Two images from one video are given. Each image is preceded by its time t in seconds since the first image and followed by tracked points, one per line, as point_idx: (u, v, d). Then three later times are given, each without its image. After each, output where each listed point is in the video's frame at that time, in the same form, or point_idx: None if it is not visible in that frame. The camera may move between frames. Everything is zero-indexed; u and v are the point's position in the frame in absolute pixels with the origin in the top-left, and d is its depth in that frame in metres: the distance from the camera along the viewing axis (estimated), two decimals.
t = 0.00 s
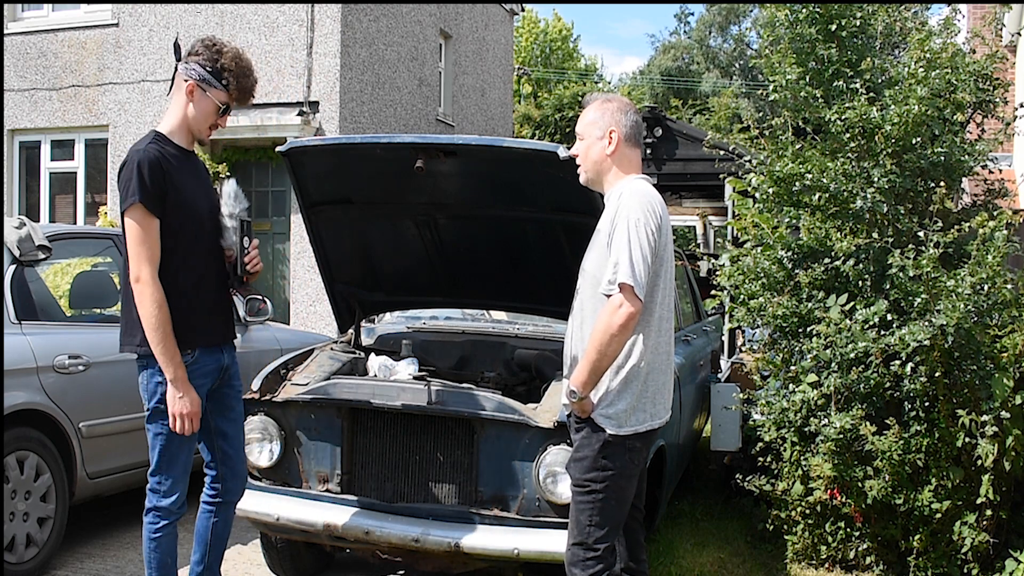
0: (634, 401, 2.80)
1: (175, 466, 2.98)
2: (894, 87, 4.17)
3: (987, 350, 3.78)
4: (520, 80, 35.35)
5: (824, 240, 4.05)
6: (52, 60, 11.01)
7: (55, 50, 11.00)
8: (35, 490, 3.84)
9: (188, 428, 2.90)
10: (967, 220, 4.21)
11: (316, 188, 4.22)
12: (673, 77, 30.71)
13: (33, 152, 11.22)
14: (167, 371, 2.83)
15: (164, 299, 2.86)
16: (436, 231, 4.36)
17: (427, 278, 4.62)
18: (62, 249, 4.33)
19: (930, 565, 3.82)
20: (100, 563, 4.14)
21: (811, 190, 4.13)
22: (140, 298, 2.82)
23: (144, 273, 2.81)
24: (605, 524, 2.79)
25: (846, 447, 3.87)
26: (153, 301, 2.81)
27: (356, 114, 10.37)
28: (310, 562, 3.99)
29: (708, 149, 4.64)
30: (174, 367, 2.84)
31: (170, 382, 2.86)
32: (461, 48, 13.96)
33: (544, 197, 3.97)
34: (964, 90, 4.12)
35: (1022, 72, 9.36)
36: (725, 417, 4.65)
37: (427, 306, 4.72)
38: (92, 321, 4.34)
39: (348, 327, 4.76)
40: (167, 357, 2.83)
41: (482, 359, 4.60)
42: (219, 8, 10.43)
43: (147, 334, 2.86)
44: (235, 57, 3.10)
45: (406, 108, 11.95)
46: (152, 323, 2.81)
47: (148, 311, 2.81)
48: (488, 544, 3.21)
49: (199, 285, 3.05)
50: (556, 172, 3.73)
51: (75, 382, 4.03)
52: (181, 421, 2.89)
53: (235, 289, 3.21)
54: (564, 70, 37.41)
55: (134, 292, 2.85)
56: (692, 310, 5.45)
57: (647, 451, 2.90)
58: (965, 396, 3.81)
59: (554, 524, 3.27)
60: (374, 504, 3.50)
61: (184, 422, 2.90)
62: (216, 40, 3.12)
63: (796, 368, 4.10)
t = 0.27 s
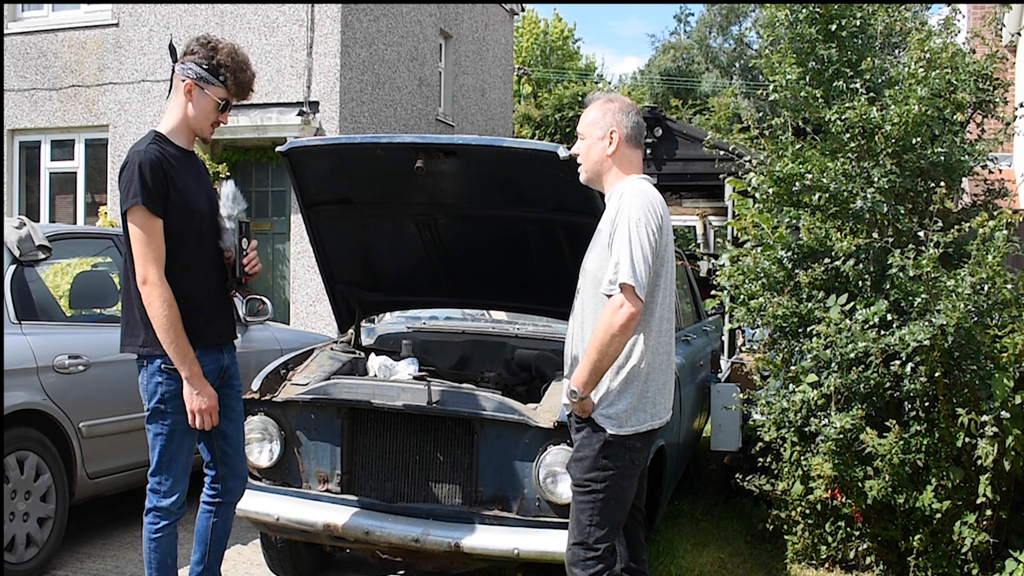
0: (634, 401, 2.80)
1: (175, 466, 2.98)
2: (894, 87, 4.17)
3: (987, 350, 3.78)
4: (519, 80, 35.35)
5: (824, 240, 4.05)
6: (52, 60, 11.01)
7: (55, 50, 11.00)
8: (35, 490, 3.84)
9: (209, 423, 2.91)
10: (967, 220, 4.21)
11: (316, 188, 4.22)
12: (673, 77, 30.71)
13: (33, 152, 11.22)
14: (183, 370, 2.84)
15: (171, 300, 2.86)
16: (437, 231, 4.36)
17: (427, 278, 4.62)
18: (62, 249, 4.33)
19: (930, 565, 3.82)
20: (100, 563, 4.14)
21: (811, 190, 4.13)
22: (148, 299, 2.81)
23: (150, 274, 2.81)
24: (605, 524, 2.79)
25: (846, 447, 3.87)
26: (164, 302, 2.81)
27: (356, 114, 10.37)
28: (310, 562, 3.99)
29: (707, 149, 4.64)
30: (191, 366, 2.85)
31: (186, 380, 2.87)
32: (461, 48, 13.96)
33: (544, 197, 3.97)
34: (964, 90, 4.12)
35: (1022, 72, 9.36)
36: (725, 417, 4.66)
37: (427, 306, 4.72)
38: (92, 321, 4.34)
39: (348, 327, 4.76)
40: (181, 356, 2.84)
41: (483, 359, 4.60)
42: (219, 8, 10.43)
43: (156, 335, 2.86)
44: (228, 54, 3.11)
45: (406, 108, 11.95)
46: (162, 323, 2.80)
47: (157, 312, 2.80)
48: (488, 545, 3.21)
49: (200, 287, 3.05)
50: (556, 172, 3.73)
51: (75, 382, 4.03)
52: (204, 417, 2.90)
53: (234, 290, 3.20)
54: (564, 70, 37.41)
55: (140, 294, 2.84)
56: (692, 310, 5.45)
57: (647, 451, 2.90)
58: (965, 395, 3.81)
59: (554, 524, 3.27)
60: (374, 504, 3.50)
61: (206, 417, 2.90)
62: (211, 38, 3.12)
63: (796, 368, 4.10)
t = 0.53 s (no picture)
0: (635, 402, 2.80)
1: (174, 466, 2.98)
2: (894, 87, 4.17)
3: (987, 350, 3.78)
4: (520, 80, 35.35)
5: (824, 240, 4.05)
6: (52, 60, 11.01)
7: (55, 50, 11.00)
8: (35, 490, 3.84)
9: (189, 427, 2.90)
10: (967, 220, 4.21)
11: (316, 188, 4.22)
12: (673, 77, 30.71)
13: (33, 152, 11.22)
14: (167, 372, 2.83)
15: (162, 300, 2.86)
16: (436, 231, 4.36)
17: (427, 278, 4.62)
18: (62, 249, 4.33)
19: (930, 565, 3.82)
20: (100, 563, 4.14)
21: (811, 190, 4.13)
22: (140, 298, 2.80)
23: (143, 274, 2.80)
24: (605, 524, 2.79)
25: (846, 447, 3.87)
26: (155, 302, 2.80)
27: (356, 114, 10.38)
28: (310, 562, 3.99)
29: (707, 149, 4.64)
30: (176, 368, 2.84)
31: (170, 382, 2.86)
32: (461, 48, 13.96)
33: (544, 197, 3.97)
34: (964, 90, 4.12)
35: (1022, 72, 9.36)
36: (725, 417, 4.66)
37: (426, 306, 4.72)
38: (92, 321, 4.35)
39: (348, 326, 4.76)
40: (166, 359, 2.82)
41: (482, 359, 4.60)
42: (219, 8, 10.43)
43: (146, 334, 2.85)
44: (214, 42, 3.11)
45: (406, 108, 11.95)
46: (151, 324, 2.80)
47: (147, 311, 2.80)
48: (488, 545, 3.21)
49: (197, 286, 3.05)
50: (555, 172, 3.73)
51: (75, 382, 4.03)
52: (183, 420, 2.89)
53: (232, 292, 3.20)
54: (564, 70, 37.41)
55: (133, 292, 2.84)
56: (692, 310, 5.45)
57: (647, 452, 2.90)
58: (965, 395, 3.81)
59: (554, 524, 3.27)
60: (374, 504, 3.50)
61: (184, 423, 2.90)
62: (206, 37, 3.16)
63: (796, 368, 4.10)
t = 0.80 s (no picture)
0: (636, 402, 2.80)
1: (172, 466, 2.98)
2: (894, 87, 4.17)
3: (987, 350, 3.78)
4: (519, 80, 35.35)
5: (824, 240, 4.05)
6: (52, 60, 11.01)
7: (55, 50, 10.99)
8: (35, 490, 3.84)
9: (160, 434, 2.88)
10: (968, 219, 4.20)
11: (316, 188, 4.22)
12: (673, 77, 30.71)
13: (33, 152, 11.22)
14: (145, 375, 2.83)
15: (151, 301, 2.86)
16: (437, 231, 4.36)
17: (427, 278, 4.62)
18: (62, 249, 4.33)
19: (930, 565, 3.82)
20: (100, 563, 4.14)
21: (811, 190, 4.13)
22: (128, 297, 2.81)
23: (134, 273, 2.80)
24: (606, 524, 2.79)
25: (846, 447, 3.87)
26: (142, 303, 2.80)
27: (356, 114, 10.38)
28: (310, 562, 3.98)
29: (707, 149, 4.64)
30: (155, 373, 2.83)
31: (148, 386, 2.85)
32: (461, 48, 13.96)
33: (544, 197, 3.97)
34: (964, 90, 4.12)
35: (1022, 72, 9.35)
36: (725, 417, 4.66)
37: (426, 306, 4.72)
38: (92, 321, 4.35)
39: (348, 326, 4.76)
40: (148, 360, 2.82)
41: (483, 359, 4.60)
42: (219, 8, 10.42)
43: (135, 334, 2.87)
44: (217, 42, 3.10)
45: (406, 108, 11.95)
46: (139, 324, 2.80)
47: (135, 311, 2.80)
48: (488, 544, 3.20)
49: (195, 287, 3.05)
50: (556, 172, 3.73)
51: (75, 382, 4.03)
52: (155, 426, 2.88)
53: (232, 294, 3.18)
54: (564, 70, 37.41)
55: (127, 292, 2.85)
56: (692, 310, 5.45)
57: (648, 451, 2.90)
58: (965, 395, 3.81)
59: (554, 524, 3.27)
60: (374, 504, 3.50)
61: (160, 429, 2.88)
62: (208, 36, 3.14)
63: (796, 368, 4.10)
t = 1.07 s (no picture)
0: (636, 402, 2.80)
1: (184, 464, 2.98)
2: (894, 87, 4.17)
3: (987, 350, 3.78)
4: (520, 80, 35.34)
5: (824, 240, 4.05)
6: (52, 60, 11.00)
7: (55, 50, 10.99)
8: (35, 490, 3.84)
9: (167, 430, 2.86)
10: (968, 219, 4.20)
11: (316, 188, 4.22)
12: (673, 77, 30.72)
13: (33, 152, 11.22)
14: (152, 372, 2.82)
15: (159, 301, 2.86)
16: (437, 231, 4.36)
17: (427, 279, 4.62)
18: (62, 249, 4.33)
19: (930, 565, 3.82)
20: (100, 563, 4.14)
21: (811, 190, 4.13)
22: (136, 297, 2.82)
23: (141, 271, 2.82)
24: (605, 524, 2.79)
25: (846, 447, 3.87)
26: (149, 302, 2.80)
27: (356, 114, 10.38)
28: (310, 562, 3.98)
29: (707, 149, 4.64)
30: (162, 369, 2.82)
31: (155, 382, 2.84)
32: (461, 48, 13.96)
33: (544, 197, 3.97)
34: (964, 90, 4.12)
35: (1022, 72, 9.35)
36: (725, 417, 4.66)
37: (426, 306, 4.72)
38: (92, 321, 4.35)
39: (348, 327, 4.76)
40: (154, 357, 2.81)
41: (482, 359, 4.60)
42: (219, 8, 10.42)
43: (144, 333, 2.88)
44: (229, 44, 3.12)
45: (406, 108, 11.95)
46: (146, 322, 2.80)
47: (140, 309, 2.80)
48: (488, 545, 3.20)
49: (206, 287, 3.05)
50: (555, 172, 3.72)
51: (75, 382, 4.03)
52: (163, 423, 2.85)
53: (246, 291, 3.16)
54: (564, 70, 37.41)
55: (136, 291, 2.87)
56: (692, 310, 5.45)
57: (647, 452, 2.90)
58: (965, 395, 3.81)
59: (553, 524, 3.27)
60: (374, 504, 3.50)
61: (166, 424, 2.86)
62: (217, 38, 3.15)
63: (796, 368, 4.10)
